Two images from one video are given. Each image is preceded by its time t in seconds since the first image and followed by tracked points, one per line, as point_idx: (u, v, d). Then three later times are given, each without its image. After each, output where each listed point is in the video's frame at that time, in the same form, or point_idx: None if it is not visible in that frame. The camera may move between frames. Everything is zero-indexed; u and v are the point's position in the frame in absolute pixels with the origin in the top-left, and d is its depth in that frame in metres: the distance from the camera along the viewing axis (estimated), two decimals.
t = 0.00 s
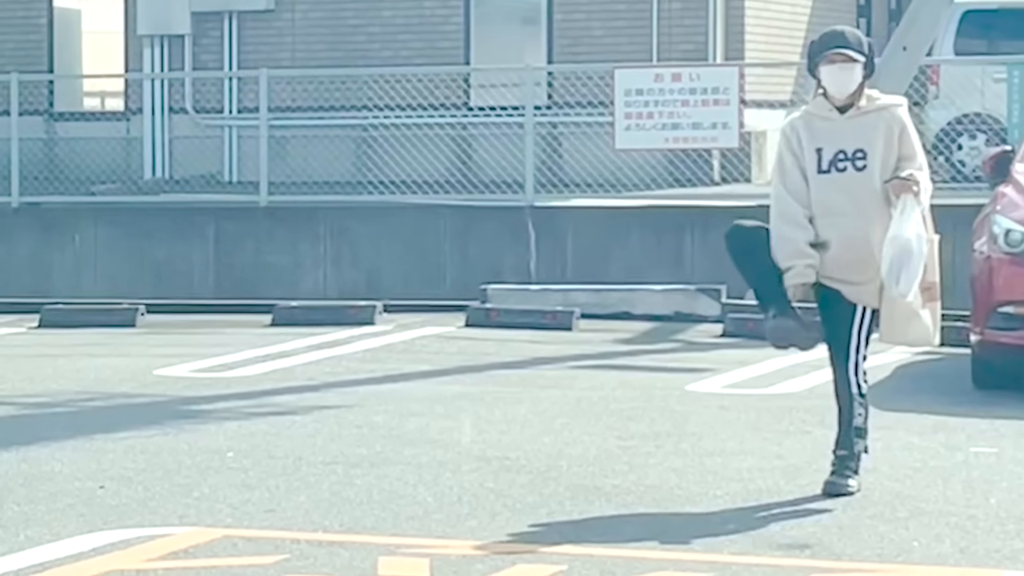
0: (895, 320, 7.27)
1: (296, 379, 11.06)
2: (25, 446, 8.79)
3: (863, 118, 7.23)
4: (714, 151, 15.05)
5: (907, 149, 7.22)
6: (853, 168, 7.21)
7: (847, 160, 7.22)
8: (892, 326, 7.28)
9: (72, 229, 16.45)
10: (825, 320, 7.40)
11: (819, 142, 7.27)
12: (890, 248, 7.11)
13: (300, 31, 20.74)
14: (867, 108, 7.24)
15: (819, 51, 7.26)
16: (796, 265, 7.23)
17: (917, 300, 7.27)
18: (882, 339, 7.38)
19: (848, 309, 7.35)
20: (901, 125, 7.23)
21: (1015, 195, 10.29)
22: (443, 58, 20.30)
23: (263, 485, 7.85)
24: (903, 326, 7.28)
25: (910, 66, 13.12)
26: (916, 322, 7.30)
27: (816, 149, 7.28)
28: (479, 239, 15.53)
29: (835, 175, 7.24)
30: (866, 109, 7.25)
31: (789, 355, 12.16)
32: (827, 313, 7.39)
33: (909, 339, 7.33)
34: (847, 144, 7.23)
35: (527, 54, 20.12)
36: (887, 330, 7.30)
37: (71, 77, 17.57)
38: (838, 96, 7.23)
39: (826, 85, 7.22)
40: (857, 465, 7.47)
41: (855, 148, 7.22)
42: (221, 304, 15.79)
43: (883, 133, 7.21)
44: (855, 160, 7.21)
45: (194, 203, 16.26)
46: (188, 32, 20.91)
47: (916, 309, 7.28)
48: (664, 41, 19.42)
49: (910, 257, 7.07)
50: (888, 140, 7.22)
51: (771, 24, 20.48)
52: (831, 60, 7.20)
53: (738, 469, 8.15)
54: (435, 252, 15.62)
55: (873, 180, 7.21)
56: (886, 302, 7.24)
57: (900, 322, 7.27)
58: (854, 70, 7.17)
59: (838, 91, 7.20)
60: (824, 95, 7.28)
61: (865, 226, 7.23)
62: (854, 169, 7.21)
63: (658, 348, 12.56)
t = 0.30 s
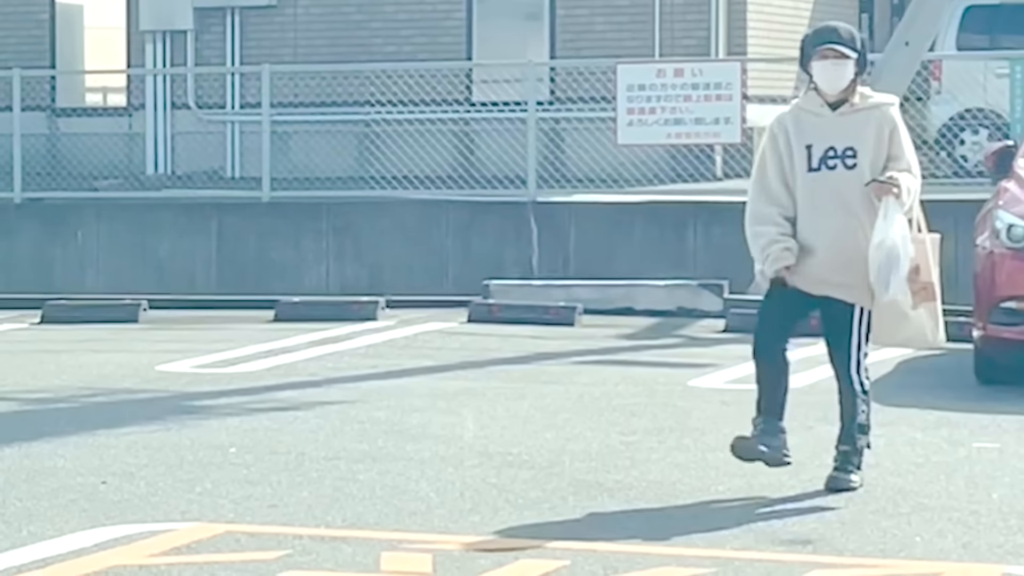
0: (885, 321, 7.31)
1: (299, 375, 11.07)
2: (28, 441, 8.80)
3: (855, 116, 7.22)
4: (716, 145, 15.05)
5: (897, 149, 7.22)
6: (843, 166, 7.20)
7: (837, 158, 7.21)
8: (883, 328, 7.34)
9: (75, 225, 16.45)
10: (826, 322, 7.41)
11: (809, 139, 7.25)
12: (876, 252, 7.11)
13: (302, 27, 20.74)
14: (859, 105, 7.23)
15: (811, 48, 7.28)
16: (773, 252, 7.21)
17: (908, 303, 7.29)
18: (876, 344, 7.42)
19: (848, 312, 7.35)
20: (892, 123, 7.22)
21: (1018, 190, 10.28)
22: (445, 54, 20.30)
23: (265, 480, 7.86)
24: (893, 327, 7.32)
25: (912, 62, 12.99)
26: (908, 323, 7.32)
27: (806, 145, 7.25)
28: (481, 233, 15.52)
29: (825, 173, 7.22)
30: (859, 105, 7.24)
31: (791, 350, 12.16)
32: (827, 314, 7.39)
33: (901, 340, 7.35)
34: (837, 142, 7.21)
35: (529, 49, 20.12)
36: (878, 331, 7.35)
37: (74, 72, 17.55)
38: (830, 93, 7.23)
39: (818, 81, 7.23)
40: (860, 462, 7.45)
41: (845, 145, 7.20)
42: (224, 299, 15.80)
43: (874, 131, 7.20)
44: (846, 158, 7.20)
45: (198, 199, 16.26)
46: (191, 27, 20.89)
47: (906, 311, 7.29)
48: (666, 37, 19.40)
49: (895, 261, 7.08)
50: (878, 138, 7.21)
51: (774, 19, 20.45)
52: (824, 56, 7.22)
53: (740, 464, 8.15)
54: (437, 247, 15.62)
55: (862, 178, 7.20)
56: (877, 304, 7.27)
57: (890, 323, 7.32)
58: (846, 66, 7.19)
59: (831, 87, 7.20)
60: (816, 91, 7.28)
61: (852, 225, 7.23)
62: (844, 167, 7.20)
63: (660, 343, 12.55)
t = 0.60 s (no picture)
0: (869, 316, 7.32)
1: (299, 372, 11.07)
2: (29, 439, 8.80)
3: (826, 113, 7.15)
4: (716, 142, 15.03)
5: (868, 143, 7.16)
6: (816, 165, 7.12)
7: (810, 158, 7.13)
8: (867, 325, 7.34)
9: (75, 223, 16.44)
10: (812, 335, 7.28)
11: (779, 139, 7.15)
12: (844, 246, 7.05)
13: (303, 25, 20.73)
14: (828, 102, 7.15)
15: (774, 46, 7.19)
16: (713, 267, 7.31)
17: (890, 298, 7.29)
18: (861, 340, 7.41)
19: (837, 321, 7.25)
20: (862, 118, 7.16)
21: (1019, 188, 10.27)
22: (446, 52, 20.31)
23: (266, 478, 7.86)
24: (877, 323, 7.32)
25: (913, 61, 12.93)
26: (891, 318, 7.32)
27: (776, 146, 7.16)
28: (481, 229, 15.52)
29: (798, 173, 7.13)
30: (827, 103, 7.17)
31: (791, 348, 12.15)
32: (813, 329, 7.27)
33: (885, 336, 7.35)
34: (809, 141, 7.13)
35: (529, 46, 20.10)
36: (862, 329, 7.36)
37: (73, 70, 17.52)
38: (796, 91, 7.13)
39: (781, 80, 7.12)
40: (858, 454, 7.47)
41: (817, 144, 7.12)
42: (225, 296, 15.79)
43: (846, 128, 7.14)
44: (819, 157, 7.12)
45: (199, 196, 16.26)
46: (191, 25, 20.91)
47: (889, 306, 7.30)
48: (666, 35, 19.39)
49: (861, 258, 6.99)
50: (849, 134, 7.15)
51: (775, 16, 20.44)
52: (788, 53, 7.12)
53: (741, 462, 8.15)
54: (438, 245, 15.62)
55: (836, 176, 7.13)
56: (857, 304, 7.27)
57: (873, 319, 7.32)
58: (810, 62, 7.08)
59: (795, 85, 7.10)
60: (781, 90, 7.17)
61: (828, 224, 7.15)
62: (818, 166, 7.12)
63: (660, 341, 12.55)
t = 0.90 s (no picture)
0: (850, 314, 7.22)
1: (297, 372, 11.06)
2: (27, 439, 8.79)
3: (810, 114, 6.98)
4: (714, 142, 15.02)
5: (851, 142, 7.04)
6: (804, 166, 6.95)
7: (797, 158, 6.95)
8: (849, 323, 7.24)
9: (73, 222, 16.45)
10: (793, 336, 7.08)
11: (764, 140, 6.96)
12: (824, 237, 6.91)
13: (301, 25, 20.72)
14: (812, 102, 6.99)
15: (756, 47, 7.02)
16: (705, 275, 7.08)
17: (871, 296, 7.23)
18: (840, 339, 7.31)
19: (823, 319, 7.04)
20: (845, 118, 7.03)
21: (1016, 188, 10.28)
22: (445, 52, 20.30)
23: (264, 478, 7.85)
24: (857, 322, 7.23)
25: (911, 61, 12.90)
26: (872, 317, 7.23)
27: (761, 148, 6.96)
28: (480, 229, 15.53)
29: (785, 174, 6.95)
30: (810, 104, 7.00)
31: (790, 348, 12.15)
32: (792, 330, 7.07)
33: (867, 337, 7.26)
34: (795, 142, 6.96)
35: (528, 44, 20.09)
36: (843, 329, 7.26)
37: (71, 70, 17.50)
38: (779, 92, 6.95)
39: (764, 80, 6.95)
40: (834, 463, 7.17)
41: (803, 144, 6.96)
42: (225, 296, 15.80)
43: (830, 128, 6.99)
44: (806, 157, 6.95)
45: (198, 196, 16.26)
46: (190, 25, 20.91)
47: (870, 305, 7.22)
48: (665, 34, 19.36)
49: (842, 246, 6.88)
50: (834, 134, 7.00)
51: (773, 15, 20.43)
52: (770, 54, 6.95)
53: (739, 462, 8.15)
54: (436, 244, 15.62)
55: (823, 176, 6.97)
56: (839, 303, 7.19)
57: (854, 318, 7.22)
58: (793, 64, 6.92)
59: (779, 85, 6.92)
60: (763, 91, 6.99)
61: (817, 225, 6.97)
62: (805, 166, 6.95)
63: (658, 341, 12.54)
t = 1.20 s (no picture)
0: (859, 328, 7.03)
1: (295, 372, 11.06)
2: (25, 439, 8.79)
3: (817, 120, 6.86)
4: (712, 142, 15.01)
5: (857, 153, 6.91)
6: (810, 171, 6.81)
7: (804, 163, 6.82)
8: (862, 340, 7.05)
9: (71, 223, 16.44)
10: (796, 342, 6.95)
11: (771, 143, 6.84)
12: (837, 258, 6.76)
13: (298, 25, 20.72)
14: (818, 110, 6.87)
15: (764, 50, 6.90)
16: (734, 273, 6.82)
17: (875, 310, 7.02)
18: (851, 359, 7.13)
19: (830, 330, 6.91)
20: (852, 129, 6.92)
21: (1014, 188, 10.28)
22: (442, 52, 20.29)
23: (262, 478, 7.85)
24: (866, 334, 7.04)
25: (908, 62, 12.85)
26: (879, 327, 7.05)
27: (768, 151, 6.84)
28: (477, 230, 15.52)
29: (792, 178, 6.82)
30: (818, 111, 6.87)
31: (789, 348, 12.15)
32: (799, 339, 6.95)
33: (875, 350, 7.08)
34: (802, 146, 6.83)
35: (526, 44, 20.07)
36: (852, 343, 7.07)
37: (69, 70, 17.49)
38: (789, 96, 6.85)
39: (773, 84, 6.85)
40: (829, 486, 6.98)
41: (810, 150, 6.82)
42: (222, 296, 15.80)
43: (837, 136, 6.87)
44: (813, 163, 6.81)
45: (195, 196, 16.25)
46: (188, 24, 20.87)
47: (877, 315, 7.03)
48: (662, 34, 19.36)
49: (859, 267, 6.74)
50: (841, 142, 6.88)
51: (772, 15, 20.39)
52: (779, 58, 6.85)
53: (736, 462, 8.14)
54: (433, 244, 15.61)
55: (829, 184, 6.83)
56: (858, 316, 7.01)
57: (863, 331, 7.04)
58: (803, 68, 6.82)
59: (787, 90, 6.82)
60: (771, 93, 6.88)
61: (823, 234, 6.84)
62: (812, 172, 6.81)
63: (656, 341, 12.54)
